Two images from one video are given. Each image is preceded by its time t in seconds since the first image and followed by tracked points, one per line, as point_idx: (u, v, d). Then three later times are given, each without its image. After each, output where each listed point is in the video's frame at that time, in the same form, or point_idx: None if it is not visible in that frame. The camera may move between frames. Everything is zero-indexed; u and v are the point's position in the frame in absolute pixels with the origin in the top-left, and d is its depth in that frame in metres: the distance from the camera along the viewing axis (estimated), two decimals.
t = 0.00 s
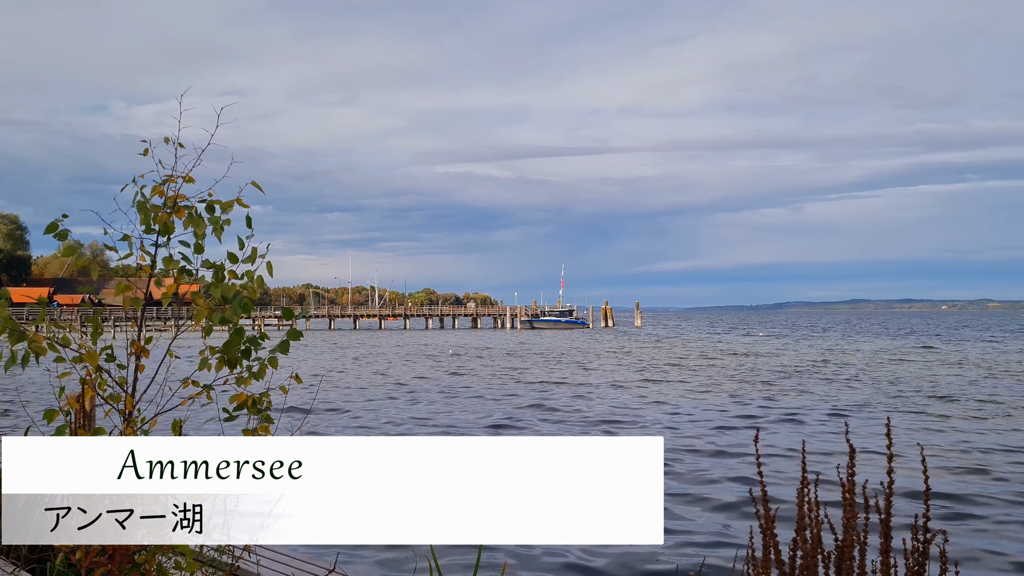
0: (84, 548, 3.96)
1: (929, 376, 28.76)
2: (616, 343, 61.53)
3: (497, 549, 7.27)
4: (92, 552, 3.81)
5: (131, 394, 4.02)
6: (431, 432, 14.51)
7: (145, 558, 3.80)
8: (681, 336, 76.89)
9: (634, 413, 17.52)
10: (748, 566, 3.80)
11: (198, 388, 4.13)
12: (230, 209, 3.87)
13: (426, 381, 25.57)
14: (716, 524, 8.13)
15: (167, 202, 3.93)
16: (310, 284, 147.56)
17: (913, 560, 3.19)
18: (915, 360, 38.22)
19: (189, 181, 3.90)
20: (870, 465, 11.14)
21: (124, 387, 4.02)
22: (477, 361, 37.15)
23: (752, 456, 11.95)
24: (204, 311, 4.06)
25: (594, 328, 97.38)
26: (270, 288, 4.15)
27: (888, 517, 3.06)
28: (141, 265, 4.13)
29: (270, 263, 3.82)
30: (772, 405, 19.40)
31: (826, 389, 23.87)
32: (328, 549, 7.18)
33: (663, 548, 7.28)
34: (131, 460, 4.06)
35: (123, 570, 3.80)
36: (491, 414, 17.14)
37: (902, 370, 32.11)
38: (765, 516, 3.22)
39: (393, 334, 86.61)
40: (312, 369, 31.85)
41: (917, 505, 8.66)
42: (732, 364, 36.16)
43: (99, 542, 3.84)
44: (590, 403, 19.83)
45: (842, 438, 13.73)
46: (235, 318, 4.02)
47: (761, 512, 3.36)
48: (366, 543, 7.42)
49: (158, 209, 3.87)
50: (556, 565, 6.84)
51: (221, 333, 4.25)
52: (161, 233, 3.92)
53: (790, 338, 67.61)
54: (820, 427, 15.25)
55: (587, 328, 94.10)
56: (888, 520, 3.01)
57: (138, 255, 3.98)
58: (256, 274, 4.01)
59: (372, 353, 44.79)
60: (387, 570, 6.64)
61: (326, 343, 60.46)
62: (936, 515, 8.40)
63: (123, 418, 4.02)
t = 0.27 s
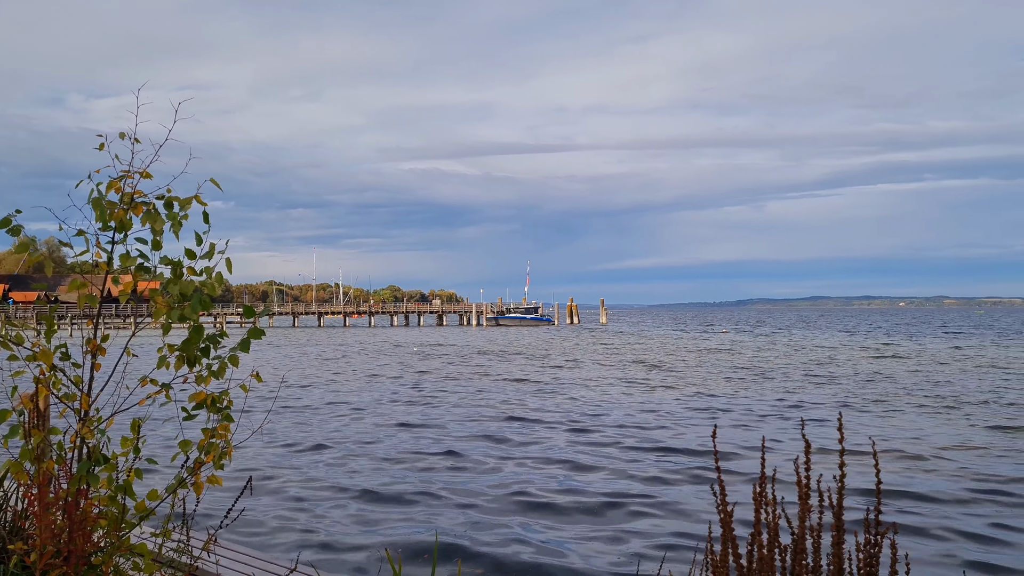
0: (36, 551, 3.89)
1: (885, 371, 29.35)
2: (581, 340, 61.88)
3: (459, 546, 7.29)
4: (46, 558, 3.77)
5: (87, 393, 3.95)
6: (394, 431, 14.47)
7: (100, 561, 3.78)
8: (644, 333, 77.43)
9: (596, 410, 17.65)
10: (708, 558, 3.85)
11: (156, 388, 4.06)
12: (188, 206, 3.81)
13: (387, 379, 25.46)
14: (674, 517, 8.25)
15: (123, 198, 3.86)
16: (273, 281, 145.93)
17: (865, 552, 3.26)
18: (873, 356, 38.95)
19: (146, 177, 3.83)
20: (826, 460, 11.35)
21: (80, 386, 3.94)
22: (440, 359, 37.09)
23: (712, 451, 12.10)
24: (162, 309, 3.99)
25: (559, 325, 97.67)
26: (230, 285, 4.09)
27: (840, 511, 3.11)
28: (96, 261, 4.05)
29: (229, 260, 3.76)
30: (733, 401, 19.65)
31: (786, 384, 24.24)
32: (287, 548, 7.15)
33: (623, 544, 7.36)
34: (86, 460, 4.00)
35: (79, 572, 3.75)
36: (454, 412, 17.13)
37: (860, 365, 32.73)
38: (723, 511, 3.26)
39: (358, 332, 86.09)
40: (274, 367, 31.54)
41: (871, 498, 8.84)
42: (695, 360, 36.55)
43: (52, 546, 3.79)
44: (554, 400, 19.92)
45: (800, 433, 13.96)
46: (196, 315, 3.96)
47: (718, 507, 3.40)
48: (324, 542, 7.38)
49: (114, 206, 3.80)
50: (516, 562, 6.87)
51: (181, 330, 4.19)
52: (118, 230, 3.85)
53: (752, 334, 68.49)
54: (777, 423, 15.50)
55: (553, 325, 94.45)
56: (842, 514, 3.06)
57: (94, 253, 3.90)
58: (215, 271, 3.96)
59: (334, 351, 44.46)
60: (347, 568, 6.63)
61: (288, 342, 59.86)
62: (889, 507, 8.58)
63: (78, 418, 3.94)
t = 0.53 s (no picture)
0: None
1: (845, 368, 29.82)
2: (547, 338, 62.08)
3: (425, 545, 7.28)
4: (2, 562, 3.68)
5: (43, 393, 3.86)
6: (358, 430, 14.37)
7: (58, 564, 3.70)
8: (609, 330, 77.84)
9: (562, 408, 17.70)
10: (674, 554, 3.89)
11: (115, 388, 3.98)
12: (148, 203, 3.74)
13: (352, 378, 25.31)
14: (639, 514, 8.32)
15: (80, 195, 3.78)
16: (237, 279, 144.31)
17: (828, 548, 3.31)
18: (833, 353, 39.55)
19: (104, 173, 3.75)
20: (788, 457, 11.51)
21: (36, 387, 3.85)
22: (406, 357, 36.93)
23: (676, 449, 12.21)
24: (121, 307, 3.92)
25: (525, 322, 97.76)
26: (192, 283, 4.03)
27: (803, 508, 3.15)
28: (52, 259, 3.95)
29: (190, 258, 3.70)
30: (696, 398, 19.83)
31: (749, 382, 24.52)
32: (251, 549, 7.07)
33: (589, 541, 7.41)
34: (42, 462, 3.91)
35: None
36: (419, 410, 17.07)
37: (821, 363, 33.22)
38: (689, 510, 3.28)
39: (322, 330, 85.42)
40: (236, 366, 31.15)
41: (832, 494, 8.98)
42: (659, 358, 36.83)
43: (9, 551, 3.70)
44: (519, 398, 19.93)
45: (762, 430, 14.14)
46: (156, 314, 3.89)
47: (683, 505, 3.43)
48: (288, 543, 7.31)
49: (70, 203, 3.72)
50: (480, 560, 6.86)
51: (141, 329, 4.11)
52: (75, 227, 3.77)
53: (716, 332, 69.18)
54: (739, 420, 15.69)
55: (519, 323, 94.58)
56: (803, 511, 3.11)
57: (50, 250, 3.81)
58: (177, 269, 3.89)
59: (298, 350, 44.02)
60: (311, 569, 6.58)
61: (250, 340, 59.13)
62: (850, 503, 8.72)
63: (34, 419, 3.85)
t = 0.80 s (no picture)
0: None
1: (810, 365, 30.20)
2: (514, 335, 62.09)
3: (392, 544, 7.23)
4: None
5: None
6: (326, 428, 14.26)
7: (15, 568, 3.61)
8: (576, 328, 78.00)
9: (529, 406, 17.71)
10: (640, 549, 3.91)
11: (76, 387, 3.90)
12: (108, 198, 3.67)
13: (317, 377, 25.09)
14: (606, 511, 8.36)
15: (38, 190, 3.69)
16: (198, 274, 141.75)
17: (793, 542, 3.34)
18: (798, 350, 40.01)
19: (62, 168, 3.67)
20: (754, 453, 11.64)
21: None
22: (372, 356, 36.68)
23: (642, 446, 12.28)
24: (80, 305, 3.83)
25: (492, 320, 97.63)
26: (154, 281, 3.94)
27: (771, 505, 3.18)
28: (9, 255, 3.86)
29: (153, 255, 3.63)
30: (664, 396, 19.97)
31: (716, 379, 24.74)
32: (216, 550, 6.97)
33: (557, 538, 7.43)
34: None
35: None
36: (387, 409, 16.98)
37: (786, 359, 33.60)
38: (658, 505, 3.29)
39: (287, 327, 84.46)
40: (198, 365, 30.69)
41: (796, 489, 9.10)
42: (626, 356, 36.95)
43: None
44: (488, 396, 19.91)
45: (726, 427, 14.28)
46: (118, 312, 3.82)
47: (652, 500, 3.45)
48: (253, 542, 7.22)
49: (27, 198, 3.63)
50: (448, 558, 6.85)
51: (101, 328, 4.03)
52: (33, 223, 3.68)
53: (683, 330, 69.57)
54: (705, 416, 15.83)
55: (487, 320, 94.35)
56: (770, 505, 3.15)
57: (7, 246, 3.72)
58: (139, 266, 3.82)
59: (262, 348, 43.52)
60: (277, 568, 6.51)
61: (214, 338, 58.33)
62: (814, 498, 8.85)
63: None
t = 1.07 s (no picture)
0: None
1: (774, 363, 30.58)
2: (482, 334, 62.00)
3: (358, 544, 7.20)
4: None
5: None
6: (291, 428, 14.15)
7: None
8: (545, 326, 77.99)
9: (496, 405, 17.71)
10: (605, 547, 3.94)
11: (34, 388, 3.82)
12: (66, 195, 3.60)
13: (282, 376, 24.86)
14: (572, 510, 8.40)
15: None
16: (162, 272, 139.87)
17: (754, 537, 3.39)
18: (763, 348, 40.47)
19: (19, 164, 3.60)
20: (718, 450, 11.79)
21: None
22: (338, 354, 36.40)
23: (609, 444, 12.35)
24: (39, 304, 3.76)
25: (460, 319, 97.34)
26: (115, 279, 3.88)
27: (733, 502, 3.22)
28: None
29: (113, 253, 3.58)
30: (631, 394, 20.11)
31: (682, 377, 24.97)
32: (177, 552, 6.89)
33: (522, 537, 7.45)
34: None
35: None
36: (354, 408, 16.88)
37: (751, 357, 33.98)
38: (622, 504, 3.31)
39: (252, 326, 83.50)
40: (161, 364, 30.23)
41: (759, 486, 9.22)
42: (594, 354, 37.13)
43: None
44: (455, 395, 19.89)
45: (691, 425, 14.40)
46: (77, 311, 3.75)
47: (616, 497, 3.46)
48: (217, 544, 7.15)
49: None
50: (415, 557, 6.86)
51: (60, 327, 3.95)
52: None
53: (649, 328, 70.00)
54: (670, 415, 15.96)
55: (454, 319, 94.17)
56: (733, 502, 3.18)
57: None
58: (99, 264, 3.75)
59: (226, 347, 42.96)
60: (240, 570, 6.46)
61: (177, 336, 57.47)
62: (777, 495, 8.99)
63: None
